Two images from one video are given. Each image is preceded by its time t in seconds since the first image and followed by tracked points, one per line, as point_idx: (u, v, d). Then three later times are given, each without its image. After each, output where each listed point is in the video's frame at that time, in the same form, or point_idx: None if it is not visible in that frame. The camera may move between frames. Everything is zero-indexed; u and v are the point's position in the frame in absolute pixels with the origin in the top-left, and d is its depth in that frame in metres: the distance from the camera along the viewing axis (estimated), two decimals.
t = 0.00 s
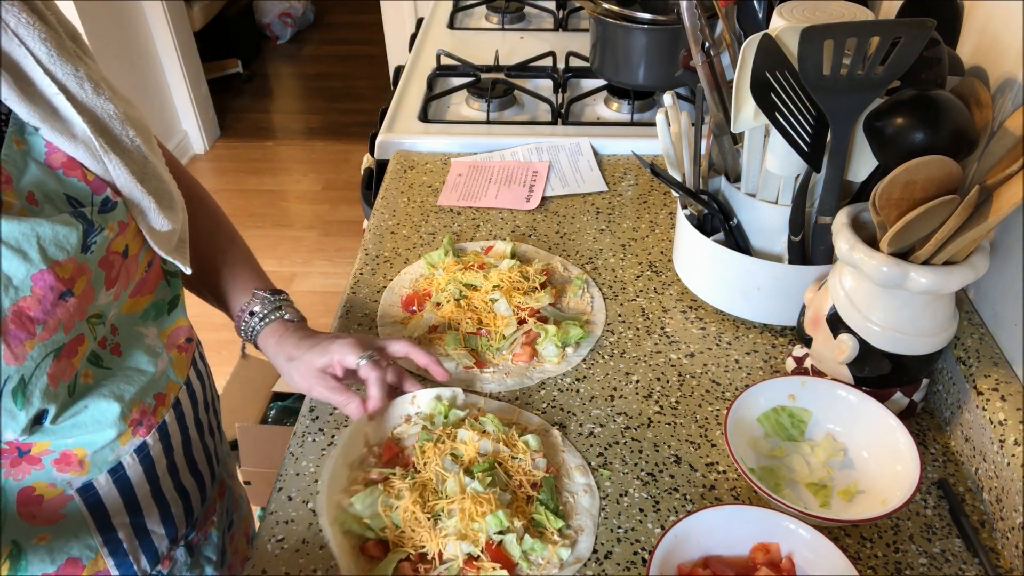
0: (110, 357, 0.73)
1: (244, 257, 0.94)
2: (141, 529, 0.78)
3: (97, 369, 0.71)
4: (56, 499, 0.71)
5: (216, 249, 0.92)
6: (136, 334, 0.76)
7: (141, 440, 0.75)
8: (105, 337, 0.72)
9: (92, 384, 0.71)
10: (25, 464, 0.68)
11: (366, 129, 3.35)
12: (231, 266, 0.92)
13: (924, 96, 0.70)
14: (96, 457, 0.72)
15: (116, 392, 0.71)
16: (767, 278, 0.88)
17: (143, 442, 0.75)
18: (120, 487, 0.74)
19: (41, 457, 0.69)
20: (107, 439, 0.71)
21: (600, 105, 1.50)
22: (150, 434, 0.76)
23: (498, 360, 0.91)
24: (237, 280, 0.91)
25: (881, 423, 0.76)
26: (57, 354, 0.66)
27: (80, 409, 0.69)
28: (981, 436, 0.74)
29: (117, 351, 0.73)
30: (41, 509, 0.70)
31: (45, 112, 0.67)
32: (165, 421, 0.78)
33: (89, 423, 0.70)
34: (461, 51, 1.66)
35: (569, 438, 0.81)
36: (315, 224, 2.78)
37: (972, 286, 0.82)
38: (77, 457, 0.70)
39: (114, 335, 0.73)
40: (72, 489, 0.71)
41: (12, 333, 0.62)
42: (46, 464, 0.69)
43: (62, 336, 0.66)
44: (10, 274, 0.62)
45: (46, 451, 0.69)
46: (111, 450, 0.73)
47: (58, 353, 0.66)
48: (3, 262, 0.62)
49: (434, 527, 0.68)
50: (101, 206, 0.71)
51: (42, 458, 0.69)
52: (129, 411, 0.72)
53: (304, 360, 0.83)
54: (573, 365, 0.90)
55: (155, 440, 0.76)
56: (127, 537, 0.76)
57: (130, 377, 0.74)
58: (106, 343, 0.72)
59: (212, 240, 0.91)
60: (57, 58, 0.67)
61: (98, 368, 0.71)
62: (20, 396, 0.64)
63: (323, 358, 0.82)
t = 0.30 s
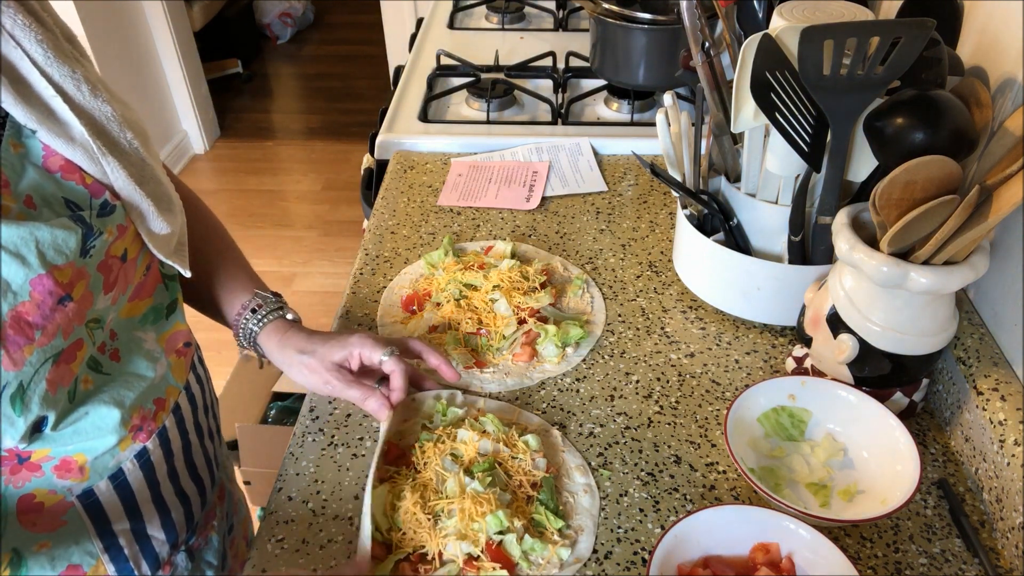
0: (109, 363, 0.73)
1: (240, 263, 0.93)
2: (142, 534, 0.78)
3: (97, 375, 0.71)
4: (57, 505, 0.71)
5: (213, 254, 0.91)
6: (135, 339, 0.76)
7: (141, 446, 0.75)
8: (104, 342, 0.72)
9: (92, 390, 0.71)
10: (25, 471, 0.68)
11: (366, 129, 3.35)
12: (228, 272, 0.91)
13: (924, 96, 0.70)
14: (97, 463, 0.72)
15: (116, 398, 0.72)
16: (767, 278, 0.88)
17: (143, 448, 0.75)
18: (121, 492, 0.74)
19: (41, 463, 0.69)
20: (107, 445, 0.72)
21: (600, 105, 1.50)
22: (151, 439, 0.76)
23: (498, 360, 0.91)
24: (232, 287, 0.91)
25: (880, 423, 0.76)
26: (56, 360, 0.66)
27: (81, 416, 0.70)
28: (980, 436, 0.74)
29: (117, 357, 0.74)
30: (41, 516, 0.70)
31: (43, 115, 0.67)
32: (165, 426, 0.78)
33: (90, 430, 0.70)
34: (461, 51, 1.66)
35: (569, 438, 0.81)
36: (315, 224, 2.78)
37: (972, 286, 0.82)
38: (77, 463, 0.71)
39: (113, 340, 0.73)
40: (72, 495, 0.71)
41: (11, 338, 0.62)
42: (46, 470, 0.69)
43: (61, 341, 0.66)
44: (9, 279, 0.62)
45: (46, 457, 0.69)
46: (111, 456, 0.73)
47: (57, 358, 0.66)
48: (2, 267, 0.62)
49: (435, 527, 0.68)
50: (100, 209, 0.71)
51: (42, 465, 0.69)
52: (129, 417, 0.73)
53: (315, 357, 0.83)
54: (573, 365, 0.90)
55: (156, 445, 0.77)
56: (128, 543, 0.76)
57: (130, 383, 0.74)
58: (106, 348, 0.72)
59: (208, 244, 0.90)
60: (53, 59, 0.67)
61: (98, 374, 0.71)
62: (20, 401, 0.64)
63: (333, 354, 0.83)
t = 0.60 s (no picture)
0: (107, 365, 0.73)
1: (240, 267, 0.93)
2: (140, 536, 0.78)
3: (95, 377, 0.71)
4: (55, 507, 0.70)
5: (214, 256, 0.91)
6: (133, 341, 0.76)
7: (139, 448, 0.75)
8: (103, 344, 0.72)
9: (91, 393, 0.71)
10: (23, 473, 0.68)
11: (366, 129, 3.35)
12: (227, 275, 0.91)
13: (924, 96, 0.70)
14: (95, 465, 0.72)
15: (114, 400, 0.72)
16: (767, 278, 0.88)
17: (141, 450, 0.75)
18: (119, 494, 0.74)
19: (39, 466, 0.69)
20: (105, 447, 0.72)
21: (600, 105, 1.50)
22: (149, 441, 0.76)
23: (498, 360, 0.91)
24: (232, 289, 0.90)
25: (880, 423, 0.76)
26: (54, 362, 0.66)
27: (80, 418, 0.69)
28: (981, 436, 0.74)
29: (115, 359, 0.74)
30: (40, 519, 0.70)
31: (42, 115, 0.67)
32: (163, 428, 0.78)
33: (88, 431, 0.70)
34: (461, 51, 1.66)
35: (570, 438, 0.81)
36: (315, 224, 2.78)
37: (972, 286, 0.82)
38: (76, 466, 0.71)
39: (112, 342, 0.73)
40: (71, 497, 0.71)
41: (9, 341, 0.62)
42: (44, 472, 0.69)
43: (59, 344, 0.66)
44: (7, 281, 0.62)
45: (45, 460, 0.69)
46: (110, 458, 0.73)
47: (55, 360, 0.66)
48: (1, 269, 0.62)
49: (435, 527, 0.68)
50: (98, 211, 0.71)
51: (41, 467, 0.69)
52: (128, 419, 0.73)
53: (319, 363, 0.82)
54: (573, 365, 0.90)
55: (154, 447, 0.77)
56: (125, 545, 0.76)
57: (128, 385, 0.74)
58: (104, 350, 0.72)
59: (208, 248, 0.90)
60: (52, 60, 0.67)
61: (96, 376, 0.71)
62: (19, 404, 0.64)
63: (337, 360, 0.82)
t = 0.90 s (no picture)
0: (106, 365, 0.73)
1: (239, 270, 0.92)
2: (138, 538, 0.79)
3: (95, 376, 0.71)
4: (51, 508, 0.70)
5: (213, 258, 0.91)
6: (133, 340, 0.76)
7: (137, 449, 0.75)
8: (103, 344, 0.72)
9: (90, 393, 0.71)
10: (20, 474, 0.68)
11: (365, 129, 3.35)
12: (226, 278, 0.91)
13: (924, 96, 0.70)
14: (92, 466, 0.72)
15: (113, 400, 0.72)
16: (767, 278, 0.88)
17: (139, 450, 0.75)
18: (116, 494, 0.74)
19: (36, 466, 0.69)
20: (103, 447, 0.72)
21: (600, 105, 1.50)
22: (147, 442, 0.76)
23: (498, 360, 0.91)
24: (230, 289, 0.90)
25: (881, 423, 0.76)
26: (52, 361, 0.66)
27: (78, 419, 0.69)
28: (981, 436, 0.74)
29: (114, 358, 0.74)
30: (36, 519, 0.70)
31: (39, 113, 0.67)
32: (161, 429, 0.78)
33: (86, 432, 0.70)
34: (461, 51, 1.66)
35: (570, 438, 0.81)
36: (315, 224, 2.78)
37: (972, 286, 0.82)
38: (73, 466, 0.71)
39: (112, 341, 0.73)
40: (67, 498, 0.71)
41: (8, 340, 0.62)
42: (41, 473, 0.69)
43: (57, 343, 0.66)
44: (5, 280, 0.62)
45: (42, 460, 0.69)
46: (107, 459, 0.73)
47: (53, 359, 0.66)
48: None
49: (435, 526, 0.68)
50: (97, 209, 0.71)
51: (38, 468, 0.69)
52: (126, 419, 0.73)
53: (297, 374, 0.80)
54: (573, 365, 0.90)
55: (151, 448, 0.77)
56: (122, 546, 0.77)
57: (126, 384, 0.74)
58: (104, 350, 0.72)
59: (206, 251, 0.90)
60: (49, 57, 0.67)
61: (95, 376, 0.71)
62: (16, 403, 0.64)
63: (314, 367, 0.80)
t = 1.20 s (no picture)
0: (108, 363, 0.73)
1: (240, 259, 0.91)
2: (138, 536, 0.79)
3: (96, 375, 0.71)
4: (52, 506, 0.71)
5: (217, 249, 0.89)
6: (133, 339, 0.76)
7: (137, 448, 0.75)
8: (104, 342, 0.72)
9: (91, 392, 0.71)
10: (21, 473, 0.68)
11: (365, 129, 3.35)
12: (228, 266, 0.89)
13: (924, 96, 0.70)
14: (92, 465, 0.72)
15: (113, 399, 0.72)
16: (767, 278, 0.88)
17: (140, 449, 0.76)
18: (116, 493, 0.74)
19: (36, 465, 0.68)
20: (104, 446, 0.72)
21: (600, 105, 1.50)
22: (147, 441, 0.76)
23: (498, 360, 0.91)
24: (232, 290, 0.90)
25: (881, 423, 0.76)
26: (52, 359, 0.66)
27: (80, 418, 0.69)
28: (981, 436, 0.74)
29: (115, 357, 0.74)
30: (37, 518, 0.70)
31: (37, 111, 0.67)
32: (162, 428, 0.78)
33: (88, 430, 0.70)
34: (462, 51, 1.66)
35: (569, 438, 0.81)
36: (315, 224, 2.78)
37: (972, 286, 0.82)
38: (73, 465, 0.71)
39: (113, 340, 0.73)
40: (68, 497, 0.71)
41: (7, 339, 0.62)
42: (42, 471, 0.69)
43: (57, 341, 0.66)
44: (5, 279, 0.62)
45: (42, 459, 0.68)
46: (108, 458, 0.73)
47: (53, 358, 0.66)
48: None
49: (435, 526, 0.68)
50: (96, 208, 0.71)
51: (39, 466, 0.69)
52: (127, 419, 0.73)
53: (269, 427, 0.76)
54: (573, 365, 0.90)
55: (152, 447, 0.77)
56: (122, 544, 0.78)
57: (127, 383, 0.74)
58: (105, 348, 0.72)
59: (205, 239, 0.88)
60: (46, 54, 0.67)
61: (96, 375, 0.71)
62: (17, 401, 0.64)
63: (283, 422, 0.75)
